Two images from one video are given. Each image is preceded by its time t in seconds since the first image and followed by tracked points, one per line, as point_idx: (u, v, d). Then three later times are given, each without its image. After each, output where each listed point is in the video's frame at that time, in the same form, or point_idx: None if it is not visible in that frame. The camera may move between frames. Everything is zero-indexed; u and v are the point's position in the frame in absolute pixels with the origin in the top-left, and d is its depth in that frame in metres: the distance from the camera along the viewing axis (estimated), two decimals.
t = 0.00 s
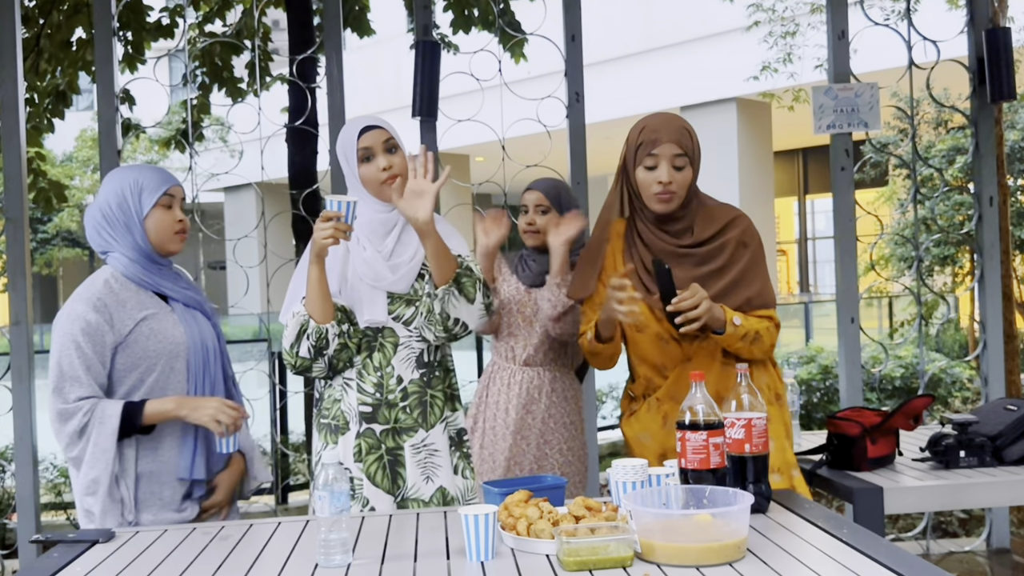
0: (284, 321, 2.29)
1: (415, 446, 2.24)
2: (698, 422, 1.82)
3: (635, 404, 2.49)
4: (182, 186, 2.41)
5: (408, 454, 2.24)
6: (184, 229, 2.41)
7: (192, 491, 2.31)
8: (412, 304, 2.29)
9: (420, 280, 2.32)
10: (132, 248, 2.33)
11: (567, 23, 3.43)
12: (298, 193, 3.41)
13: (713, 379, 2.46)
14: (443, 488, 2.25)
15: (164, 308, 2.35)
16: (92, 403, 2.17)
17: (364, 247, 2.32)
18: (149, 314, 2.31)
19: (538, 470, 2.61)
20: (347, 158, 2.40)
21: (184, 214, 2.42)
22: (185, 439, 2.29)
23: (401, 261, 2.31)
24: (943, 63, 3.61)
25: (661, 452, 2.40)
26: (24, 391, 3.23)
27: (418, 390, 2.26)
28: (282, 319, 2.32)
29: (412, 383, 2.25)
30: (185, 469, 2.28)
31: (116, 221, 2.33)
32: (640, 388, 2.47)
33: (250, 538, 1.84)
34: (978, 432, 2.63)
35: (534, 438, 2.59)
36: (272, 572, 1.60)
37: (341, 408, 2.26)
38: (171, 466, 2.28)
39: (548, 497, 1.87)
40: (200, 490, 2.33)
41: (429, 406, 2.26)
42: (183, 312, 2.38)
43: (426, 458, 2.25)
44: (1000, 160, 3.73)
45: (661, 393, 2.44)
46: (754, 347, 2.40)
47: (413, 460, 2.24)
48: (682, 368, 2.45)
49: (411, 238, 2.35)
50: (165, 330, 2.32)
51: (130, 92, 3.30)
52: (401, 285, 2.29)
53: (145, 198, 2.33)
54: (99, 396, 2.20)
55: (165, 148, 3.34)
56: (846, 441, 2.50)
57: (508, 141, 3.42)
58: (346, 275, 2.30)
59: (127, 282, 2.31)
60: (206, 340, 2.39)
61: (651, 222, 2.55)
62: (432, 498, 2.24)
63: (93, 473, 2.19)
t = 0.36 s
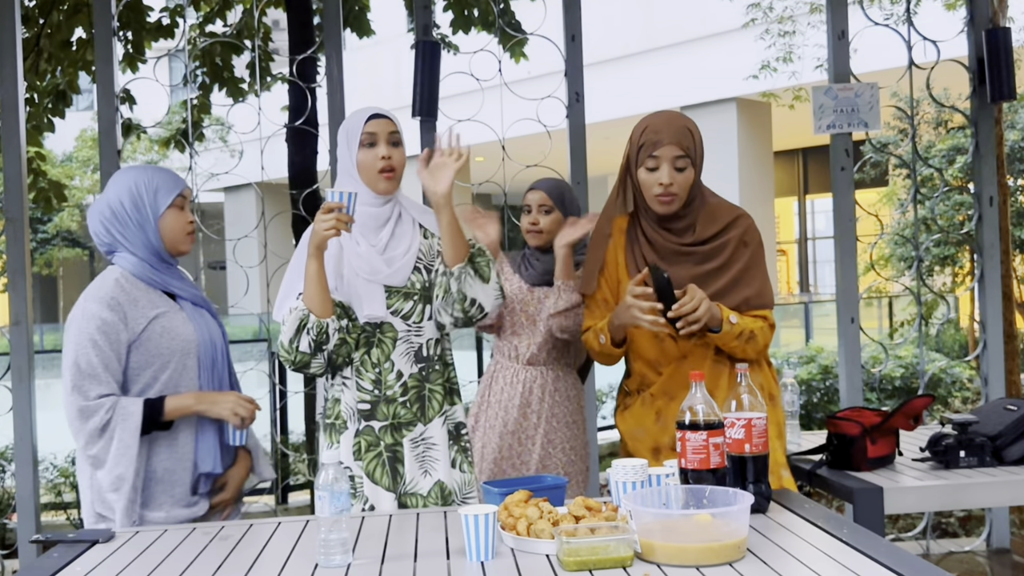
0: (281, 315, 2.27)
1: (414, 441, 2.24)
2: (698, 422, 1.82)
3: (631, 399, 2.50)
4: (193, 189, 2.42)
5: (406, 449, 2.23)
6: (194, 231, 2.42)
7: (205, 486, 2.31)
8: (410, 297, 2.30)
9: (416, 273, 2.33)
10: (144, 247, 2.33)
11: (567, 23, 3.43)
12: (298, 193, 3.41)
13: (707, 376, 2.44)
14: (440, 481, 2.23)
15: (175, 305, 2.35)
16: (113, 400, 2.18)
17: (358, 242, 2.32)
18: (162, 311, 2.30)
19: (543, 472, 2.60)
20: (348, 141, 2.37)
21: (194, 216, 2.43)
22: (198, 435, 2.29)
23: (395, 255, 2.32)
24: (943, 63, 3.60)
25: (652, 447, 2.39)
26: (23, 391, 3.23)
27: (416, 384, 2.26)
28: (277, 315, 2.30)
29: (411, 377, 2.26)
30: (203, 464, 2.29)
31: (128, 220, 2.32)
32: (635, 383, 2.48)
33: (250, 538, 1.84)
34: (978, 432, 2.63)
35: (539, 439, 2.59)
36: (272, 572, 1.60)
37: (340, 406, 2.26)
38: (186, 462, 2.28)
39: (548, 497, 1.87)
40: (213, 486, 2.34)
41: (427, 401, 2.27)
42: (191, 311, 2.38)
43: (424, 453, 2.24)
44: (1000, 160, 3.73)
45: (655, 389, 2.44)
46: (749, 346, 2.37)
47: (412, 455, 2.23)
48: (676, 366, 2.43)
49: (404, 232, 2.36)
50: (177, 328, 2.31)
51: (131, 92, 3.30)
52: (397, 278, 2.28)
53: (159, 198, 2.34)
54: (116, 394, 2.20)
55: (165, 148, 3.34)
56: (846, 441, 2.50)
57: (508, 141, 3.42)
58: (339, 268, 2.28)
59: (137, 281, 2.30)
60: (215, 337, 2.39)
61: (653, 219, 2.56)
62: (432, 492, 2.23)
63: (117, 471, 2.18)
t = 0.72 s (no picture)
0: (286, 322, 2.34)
1: (410, 444, 2.24)
2: (698, 422, 1.82)
3: (624, 393, 2.53)
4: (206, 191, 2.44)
5: (403, 451, 2.23)
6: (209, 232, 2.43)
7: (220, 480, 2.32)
8: (407, 301, 2.29)
9: (414, 275, 2.32)
10: (163, 247, 2.34)
11: (567, 23, 3.42)
12: (298, 193, 3.42)
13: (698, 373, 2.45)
14: (438, 485, 2.22)
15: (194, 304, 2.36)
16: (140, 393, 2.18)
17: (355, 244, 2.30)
18: (184, 307, 2.30)
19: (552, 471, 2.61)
20: (350, 130, 2.36)
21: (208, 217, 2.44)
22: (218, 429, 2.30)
23: (393, 256, 2.31)
24: (943, 63, 3.60)
25: (641, 440, 2.42)
26: (23, 391, 3.23)
27: (412, 388, 2.26)
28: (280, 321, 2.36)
29: (407, 381, 2.26)
30: (221, 457, 2.30)
31: (148, 219, 2.32)
32: (629, 377, 2.51)
33: (250, 538, 1.84)
34: (978, 432, 2.63)
35: (547, 440, 2.60)
36: (272, 572, 1.59)
37: (343, 407, 2.25)
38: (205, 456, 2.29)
39: (548, 497, 1.87)
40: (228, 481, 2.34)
41: (425, 404, 2.26)
42: (209, 309, 2.39)
43: (420, 455, 2.24)
44: (1000, 161, 3.73)
45: (648, 383, 2.45)
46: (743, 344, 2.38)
47: (408, 458, 2.23)
48: (670, 361, 2.45)
49: (400, 233, 2.36)
50: (199, 324, 2.31)
51: (131, 92, 3.29)
52: (396, 281, 2.27)
53: (178, 198, 2.35)
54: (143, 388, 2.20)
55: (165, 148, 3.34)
56: (846, 441, 2.50)
57: (508, 141, 3.41)
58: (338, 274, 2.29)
59: (158, 280, 2.30)
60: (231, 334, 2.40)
61: (654, 218, 2.57)
62: (429, 495, 2.22)
63: (146, 464, 2.17)
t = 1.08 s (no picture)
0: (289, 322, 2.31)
1: (410, 447, 2.22)
2: (698, 422, 1.82)
3: (619, 389, 2.54)
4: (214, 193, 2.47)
5: (403, 454, 2.22)
6: (219, 234, 2.46)
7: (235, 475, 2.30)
8: (411, 304, 2.29)
9: (419, 278, 2.32)
10: (181, 246, 2.35)
11: (567, 23, 3.42)
12: (298, 193, 3.41)
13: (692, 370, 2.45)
14: (439, 489, 2.21)
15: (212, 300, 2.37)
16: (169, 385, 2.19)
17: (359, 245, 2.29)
18: (206, 301, 2.32)
19: (559, 470, 2.62)
20: (355, 129, 2.34)
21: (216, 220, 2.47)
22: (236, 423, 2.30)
23: (397, 259, 2.32)
24: (943, 63, 3.59)
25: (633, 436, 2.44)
26: (23, 391, 3.23)
27: (414, 391, 2.25)
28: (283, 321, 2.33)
29: (408, 384, 2.25)
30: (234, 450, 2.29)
31: (165, 218, 2.33)
32: (624, 374, 2.52)
33: (250, 538, 1.84)
34: (978, 432, 2.63)
35: (553, 440, 2.61)
36: (272, 572, 1.59)
37: (344, 409, 2.25)
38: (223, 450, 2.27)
39: (548, 497, 1.87)
40: (244, 474, 2.32)
41: (426, 408, 2.25)
42: (225, 306, 2.41)
43: (422, 459, 2.22)
44: (1000, 161, 3.73)
45: (642, 379, 2.46)
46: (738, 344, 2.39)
47: (409, 461, 2.22)
48: (665, 358, 2.45)
49: (405, 235, 2.36)
50: (221, 318, 2.33)
51: (131, 92, 3.30)
52: (401, 284, 2.27)
53: (193, 199, 2.38)
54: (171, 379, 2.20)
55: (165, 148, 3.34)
56: (846, 441, 2.50)
57: (508, 141, 3.41)
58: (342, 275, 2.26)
59: (182, 277, 2.30)
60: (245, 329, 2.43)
61: (652, 217, 2.57)
62: (430, 498, 2.21)
63: (173, 455, 2.17)
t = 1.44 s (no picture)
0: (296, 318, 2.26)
1: (421, 445, 2.22)
2: (698, 422, 1.82)
3: (613, 386, 2.58)
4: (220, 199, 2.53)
5: (412, 453, 2.21)
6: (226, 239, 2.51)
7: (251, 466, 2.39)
8: (420, 303, 2.29)
9: (427, 279, 2.32)
10: (192, 248, 2.40)
11: (567, 23, 3.42)
12: (298, 193, 3.42)
13: (684, 369, 2.49)
14: (448, 487, 2.21)
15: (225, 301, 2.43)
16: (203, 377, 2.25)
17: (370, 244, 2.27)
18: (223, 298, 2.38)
19: (567, 469, 2.62)
20: (371, 128, 2.31)
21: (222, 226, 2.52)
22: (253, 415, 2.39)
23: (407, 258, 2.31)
24: (943, 63, 3.59)
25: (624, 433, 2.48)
26: (23, 392, 3.23)
27: (422, 390, 2.25)
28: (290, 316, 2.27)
29: (417, 382, 2.25)
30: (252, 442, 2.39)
31: (176, 220, 2.38)
32: (618, 371, 2.55)
33: (251, 538, 1.84)
34: (978, 432, 2.63)
35: (559, 438, 2.62)
36: (272, 572, 1.59)
37: (349, 407, 2.25)
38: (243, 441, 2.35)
39: (548, 497, 1.87)
40: (257, 466, 2.41)
41: (434, 407, 2.25)
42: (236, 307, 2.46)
43: (432, 457, 2.21)
44: (1000, 161, 3.74)
45: (636, 375, 2.50)
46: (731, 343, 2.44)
47: (419, 458, 2.21)
48: (658, 356, 2.48)
49: (415, 235, 2.36)
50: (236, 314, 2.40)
51: (131, 93, 3.30)
52: (411, 283, 2.27)
53: (204, 203, 2.43)
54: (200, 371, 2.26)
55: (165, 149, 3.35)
56: (846, 441, 2.50)
57: (508, 141, 3.41)
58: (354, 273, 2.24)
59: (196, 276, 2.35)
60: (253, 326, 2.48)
61: (647, 218, 2.59)
62: (440, 496, 2.20)
63: (211, 446, 2.25)
